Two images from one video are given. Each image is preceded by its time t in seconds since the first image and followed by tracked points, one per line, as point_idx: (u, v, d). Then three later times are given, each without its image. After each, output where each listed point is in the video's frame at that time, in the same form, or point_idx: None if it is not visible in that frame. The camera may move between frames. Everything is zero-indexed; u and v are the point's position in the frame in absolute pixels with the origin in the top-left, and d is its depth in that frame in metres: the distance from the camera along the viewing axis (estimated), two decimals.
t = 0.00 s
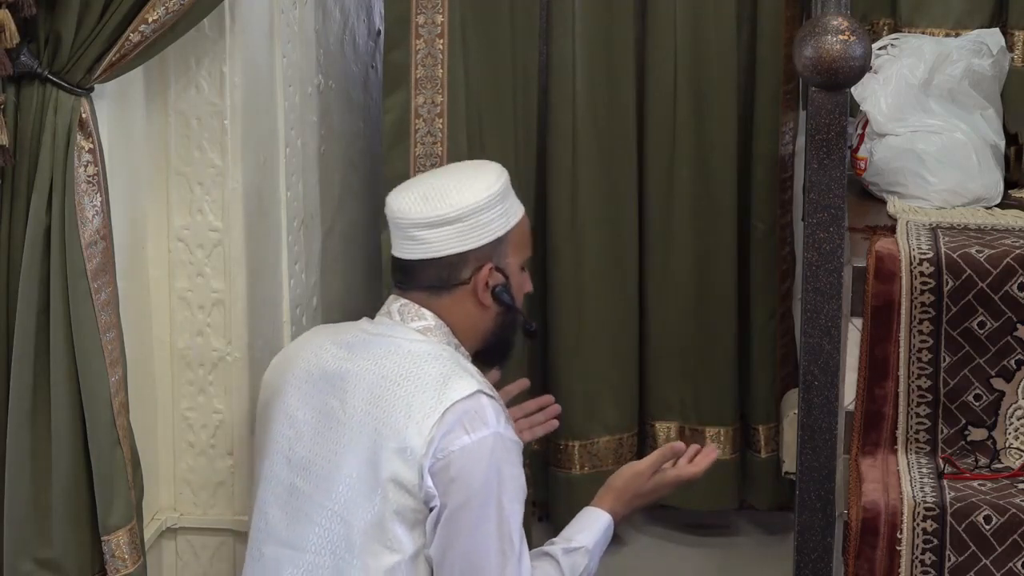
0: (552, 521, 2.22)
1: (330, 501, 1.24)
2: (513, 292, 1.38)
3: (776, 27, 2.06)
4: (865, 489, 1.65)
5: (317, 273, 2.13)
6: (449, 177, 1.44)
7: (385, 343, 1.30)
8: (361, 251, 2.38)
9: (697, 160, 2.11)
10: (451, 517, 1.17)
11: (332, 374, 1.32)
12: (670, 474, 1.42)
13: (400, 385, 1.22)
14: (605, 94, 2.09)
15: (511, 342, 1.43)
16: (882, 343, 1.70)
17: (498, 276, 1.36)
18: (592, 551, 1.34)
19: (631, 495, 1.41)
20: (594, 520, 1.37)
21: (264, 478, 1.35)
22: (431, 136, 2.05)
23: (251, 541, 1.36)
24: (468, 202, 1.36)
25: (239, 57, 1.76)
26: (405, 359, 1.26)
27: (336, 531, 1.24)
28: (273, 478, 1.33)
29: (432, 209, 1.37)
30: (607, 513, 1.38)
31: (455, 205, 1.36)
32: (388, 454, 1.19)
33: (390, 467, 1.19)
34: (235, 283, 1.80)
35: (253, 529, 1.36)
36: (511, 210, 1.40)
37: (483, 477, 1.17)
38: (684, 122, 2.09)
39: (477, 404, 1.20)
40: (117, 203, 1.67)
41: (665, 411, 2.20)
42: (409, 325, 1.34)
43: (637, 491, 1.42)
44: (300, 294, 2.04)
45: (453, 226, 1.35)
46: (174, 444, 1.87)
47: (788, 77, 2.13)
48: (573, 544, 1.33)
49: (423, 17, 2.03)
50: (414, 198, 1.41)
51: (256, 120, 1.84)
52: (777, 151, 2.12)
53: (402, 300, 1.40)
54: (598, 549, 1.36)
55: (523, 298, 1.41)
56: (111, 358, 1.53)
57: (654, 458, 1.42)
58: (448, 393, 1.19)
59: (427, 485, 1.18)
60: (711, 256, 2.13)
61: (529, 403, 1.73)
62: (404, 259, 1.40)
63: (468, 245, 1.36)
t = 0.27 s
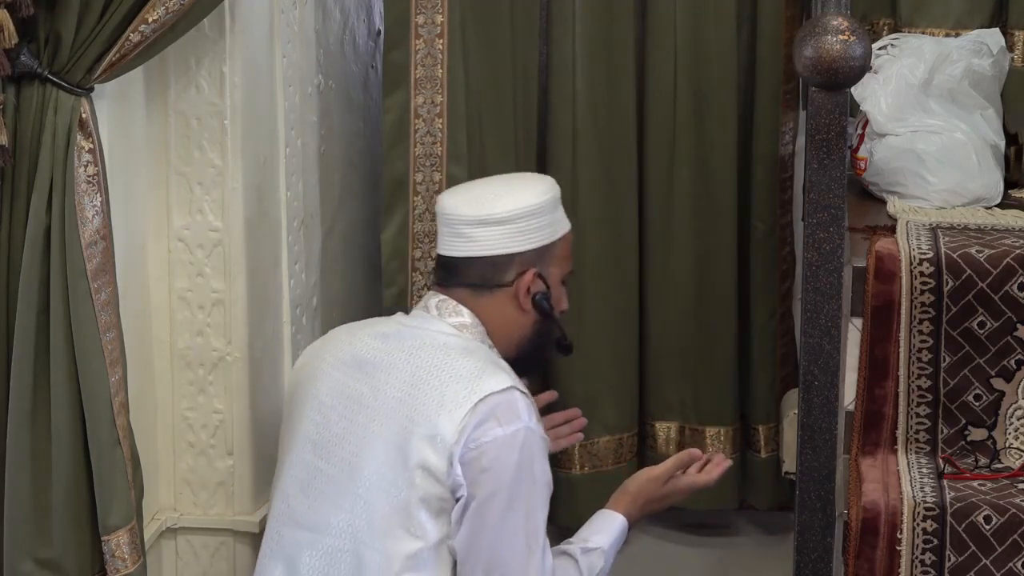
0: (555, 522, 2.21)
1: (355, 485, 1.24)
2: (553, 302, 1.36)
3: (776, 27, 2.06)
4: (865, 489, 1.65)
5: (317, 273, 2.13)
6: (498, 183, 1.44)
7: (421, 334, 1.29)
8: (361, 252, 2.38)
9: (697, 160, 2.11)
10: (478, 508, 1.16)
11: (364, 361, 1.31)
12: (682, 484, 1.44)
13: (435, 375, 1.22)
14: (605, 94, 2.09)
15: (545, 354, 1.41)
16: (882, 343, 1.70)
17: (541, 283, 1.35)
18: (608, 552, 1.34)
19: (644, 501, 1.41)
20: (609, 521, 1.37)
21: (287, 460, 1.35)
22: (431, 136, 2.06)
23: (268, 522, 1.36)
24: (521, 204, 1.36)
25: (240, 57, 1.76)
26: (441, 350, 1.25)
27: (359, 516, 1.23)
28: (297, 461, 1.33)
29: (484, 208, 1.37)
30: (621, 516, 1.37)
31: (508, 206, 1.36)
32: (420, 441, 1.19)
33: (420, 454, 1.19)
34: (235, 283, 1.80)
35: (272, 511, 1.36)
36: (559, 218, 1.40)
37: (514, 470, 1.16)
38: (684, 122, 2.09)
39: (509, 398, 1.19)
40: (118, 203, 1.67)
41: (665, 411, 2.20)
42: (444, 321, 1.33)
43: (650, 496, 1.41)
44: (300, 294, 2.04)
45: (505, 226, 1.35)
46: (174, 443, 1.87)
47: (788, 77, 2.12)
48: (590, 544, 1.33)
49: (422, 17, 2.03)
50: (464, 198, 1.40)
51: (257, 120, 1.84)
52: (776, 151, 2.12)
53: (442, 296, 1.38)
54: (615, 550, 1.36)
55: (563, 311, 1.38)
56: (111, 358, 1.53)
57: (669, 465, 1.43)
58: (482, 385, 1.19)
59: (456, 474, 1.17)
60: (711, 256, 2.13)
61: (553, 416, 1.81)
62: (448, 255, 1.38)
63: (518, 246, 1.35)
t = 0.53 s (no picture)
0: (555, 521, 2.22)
1: (376, 475, 1.23)
2: (580, 310, 1.35)
3: (776, 27, 2.06)
4: (865, 489, 1.65)
5: (317, 272, 2.13)
6: (533, 190, 1.45)
7: (448, 329, 1.29)
8: (361, 251, 2.38)
9: (697, 160, 2.11)
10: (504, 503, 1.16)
11: (390, 353, 1.31)
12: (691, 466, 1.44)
13: (460, 368, 1.22)
14: (605, 94, 2.09)
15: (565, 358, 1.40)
16: (882, 343, 1.70)
17: (569, 289, 1.34)
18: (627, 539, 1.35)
19: (657, 484, 1.42)
20: (625, 508, 1.37)
21: (309, 448, 1.34)
22: (431, 136, 2.06)
23: (287, 511, 1.35)
24: (561, 209, 1.38)
25: (240, 57, 1.76)
26: (467, 345, 1.25)
27: (379, 506, 1.22)
28: (318, 449, 1.32)
29: (520, 211, 1.38)
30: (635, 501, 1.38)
31: (544, 210, 1.37)
32: (443, 432, 1.18)
33: (443, 445, 1.18)
34: (235, 283, 1.80)
35: (291, 498, 1.35)
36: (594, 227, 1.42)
37: (540, 464, 1.16)
38: (684, 122, 2.09)
39: (535, 393, 1.19)
40: (118, 203, 1.67)
41: (665, 411, 2.19)
42: (472, 318, 1.32)
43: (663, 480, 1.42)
44: (300, 294, 2.04)
45: (546, 229, 1.36)
46: (174, 443, 1.86)
47: (788, 77, 2.12)
48: (610, 532, 1.33)
49: (422, 17, 2.03)
50: (501, 202, 1.41)
51: (257, 120, 1.84)
52: (776, 151, 2.12)
53: (470, 292, 1.36)
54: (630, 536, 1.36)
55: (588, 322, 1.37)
56: (111, 358, 1.53)
57: (679, 449, 1.44)
58: (508, 379, 1.18)
59: (479, 467, 1.16)
60: (711, 256, 2.13)
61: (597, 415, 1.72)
62: (483, 254, 1.38)
63: (552, 249, 1.35)
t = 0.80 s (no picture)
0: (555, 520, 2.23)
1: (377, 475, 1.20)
2: (584, 313, 1.33)
3: (776, 27, 2.06)
4: (865, 489, 1.66)
5: (317, 272, 2.13)
6: (543, 191, 1.43)
7: (451, 328, 1.26)
8: (361, 251, 2.38)
9: (697, 160, 2.11)
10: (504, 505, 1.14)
11: (392, 351, 1.28)
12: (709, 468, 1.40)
13: (463, 367, 1.19)
14: (605, 94, 2.09)
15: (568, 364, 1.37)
16: (882, 343, 1.71)
17: (572, 290, 1.32)
18: (638, 541, 1.31)
19: (672, 489, 1.37)
20: (638, 511, 1.34)
21: (309, 447, 1.32)
22: (431, 136, 2.06)
23: (287, 511, 1.33)
24: (564, 211, 1.35)
25: (240, 57, 1.76)
26: (470, 344, 1.22)
27: (378, 506, 1.20)
28: (318, 448, 1.29)
29: (528, 210, 1.35)
30: (649, 503, 1.34)
31: (551, 211, 1.35)
32: (444, 431, 1.15)
33: (444, 444, 1.15)
34: (235, 283, 1.80)
35: (291, 498, 1.33)
36: (599, 233, 1.39)
37: (541, 464, 1.13)
38: (684, 122, 2.09)
39: (537, 393, 1.16)
40: (118, 203, 1.67)
41: (665, 412, 2.19)
42: (474, 319, 1.28)
43: (678, 484, 1.38)
44: (300, 294, 2.04)
45: (545, 229, 1.34)
46: (174, 443, 1.86)
47: (788, 77, 2.13)
48: (619, 533, 1.30)
49: (423, 17, 2.03)
50: (507, 199, 1.39)
51: (257, 120, 1.84)
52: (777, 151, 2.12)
53: (472, 292, 1.34)
54: (644, 540, 1.33)
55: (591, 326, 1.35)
56: (111, 357, 1.53)
57: (696, 451, 1.39)
58: (511, 378, 1.16)
59: (480, 467, 1.14)
60: (711, 256, 2.13)
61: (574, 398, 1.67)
62: (482, 250, 1.36)
63: (557, 251, 1.33)
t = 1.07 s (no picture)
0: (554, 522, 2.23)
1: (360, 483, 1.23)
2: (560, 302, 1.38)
3: (776, 27, 2.06)
4: (865, 489, 1.66)
5: (317, 272, 2.13)
6: (506, 185, 1.48)
7: (428, 333, 1.30)
8: (361, 251, 2.38)
9: (697, 160, 2.11)
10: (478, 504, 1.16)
11: (370, 359, 1.32)
12: (696, 490, 1.44)
13: (440, 372, 1.23)
14: (605, 94, 2.09)
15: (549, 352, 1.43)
16: (882, 343, 1.71)
17: (546, 282, 1.37)
18: (612, 558, 1.32)
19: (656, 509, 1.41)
20: (616, 528, 1.36)
21: (292, 457, 1.35)
22: (431, 136, 2.06)
23: (272, 522, 1.35)
24: (527, 206, 1.41)
25: (240, 57, 1.76)
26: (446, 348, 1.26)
27: (363, 513, 1.23)
28: (301, 458, 1.33)
29: (494, 210, 1.41)
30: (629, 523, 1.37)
31: (515, 207, 1.41)
32: (422, 437, 1.19)
33: (424, 451, 1.19)
34: (235, 283, 1.80)
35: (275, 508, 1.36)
36: (566, 220, 1.44)
37: (515, 465, 1.17)
38: (684, 122, 2.09)
39: (513, 395, 1.20)
40: (118, 203, 1.67)
41: (665, 412, 2.19)
42: (452, 319, 1.34)
43: (664, 504, 1.42)
44: (300, 295, 2.04)
45: (509, 226, 1.39)
46: (174, 444, 1.87)
47: (788, 77, 2.13)
48: (593, 548, 1.32)
49: (423, 17, 2.03)
50: (473, 199, 1.45)
51: (257, 120, 1.84)
52: (777, 151, 2.12)
53: (448, 294, 1.39)
54: (619, 558, 1.34)
55: (569, 312, 1.40)
56: (111, 357, 1.53)
57: (684, 473, 1.44)
58: (486, 381, 1.19)
59: (458, 470, 1.17)
60: (711, 256, 2.13)
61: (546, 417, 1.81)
62: (452, 252, 1.42)
63: (525, 245, 1.39)
